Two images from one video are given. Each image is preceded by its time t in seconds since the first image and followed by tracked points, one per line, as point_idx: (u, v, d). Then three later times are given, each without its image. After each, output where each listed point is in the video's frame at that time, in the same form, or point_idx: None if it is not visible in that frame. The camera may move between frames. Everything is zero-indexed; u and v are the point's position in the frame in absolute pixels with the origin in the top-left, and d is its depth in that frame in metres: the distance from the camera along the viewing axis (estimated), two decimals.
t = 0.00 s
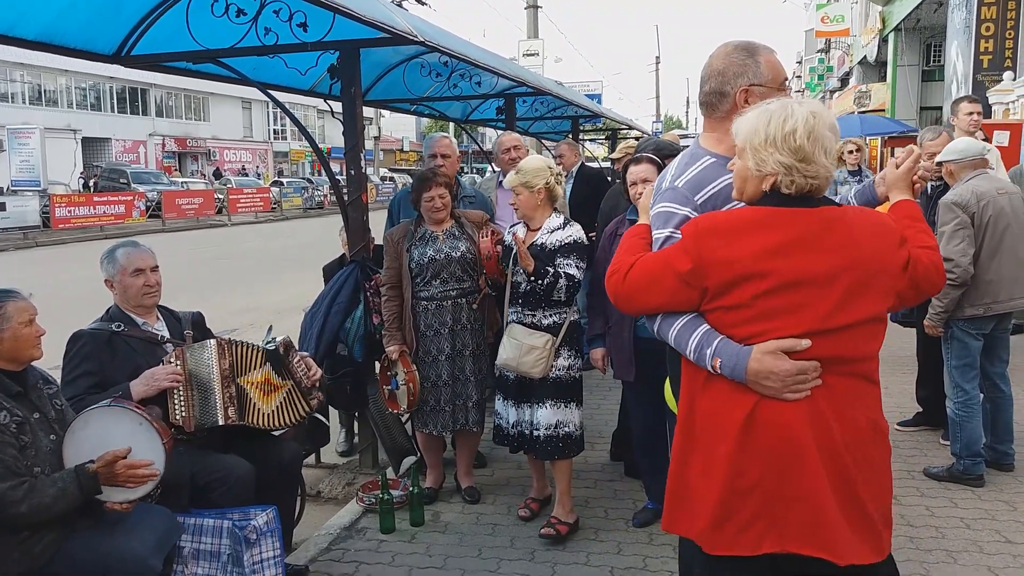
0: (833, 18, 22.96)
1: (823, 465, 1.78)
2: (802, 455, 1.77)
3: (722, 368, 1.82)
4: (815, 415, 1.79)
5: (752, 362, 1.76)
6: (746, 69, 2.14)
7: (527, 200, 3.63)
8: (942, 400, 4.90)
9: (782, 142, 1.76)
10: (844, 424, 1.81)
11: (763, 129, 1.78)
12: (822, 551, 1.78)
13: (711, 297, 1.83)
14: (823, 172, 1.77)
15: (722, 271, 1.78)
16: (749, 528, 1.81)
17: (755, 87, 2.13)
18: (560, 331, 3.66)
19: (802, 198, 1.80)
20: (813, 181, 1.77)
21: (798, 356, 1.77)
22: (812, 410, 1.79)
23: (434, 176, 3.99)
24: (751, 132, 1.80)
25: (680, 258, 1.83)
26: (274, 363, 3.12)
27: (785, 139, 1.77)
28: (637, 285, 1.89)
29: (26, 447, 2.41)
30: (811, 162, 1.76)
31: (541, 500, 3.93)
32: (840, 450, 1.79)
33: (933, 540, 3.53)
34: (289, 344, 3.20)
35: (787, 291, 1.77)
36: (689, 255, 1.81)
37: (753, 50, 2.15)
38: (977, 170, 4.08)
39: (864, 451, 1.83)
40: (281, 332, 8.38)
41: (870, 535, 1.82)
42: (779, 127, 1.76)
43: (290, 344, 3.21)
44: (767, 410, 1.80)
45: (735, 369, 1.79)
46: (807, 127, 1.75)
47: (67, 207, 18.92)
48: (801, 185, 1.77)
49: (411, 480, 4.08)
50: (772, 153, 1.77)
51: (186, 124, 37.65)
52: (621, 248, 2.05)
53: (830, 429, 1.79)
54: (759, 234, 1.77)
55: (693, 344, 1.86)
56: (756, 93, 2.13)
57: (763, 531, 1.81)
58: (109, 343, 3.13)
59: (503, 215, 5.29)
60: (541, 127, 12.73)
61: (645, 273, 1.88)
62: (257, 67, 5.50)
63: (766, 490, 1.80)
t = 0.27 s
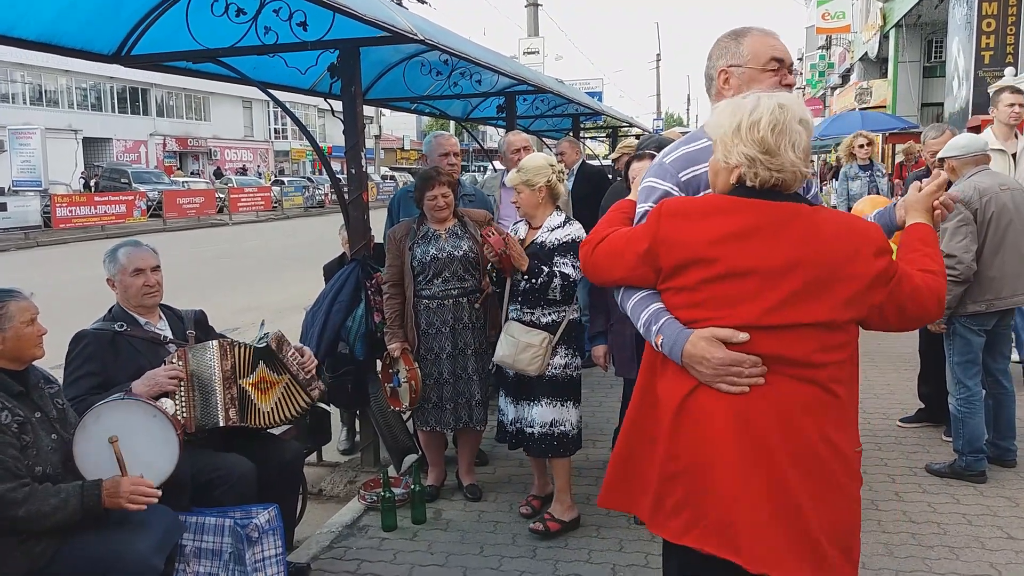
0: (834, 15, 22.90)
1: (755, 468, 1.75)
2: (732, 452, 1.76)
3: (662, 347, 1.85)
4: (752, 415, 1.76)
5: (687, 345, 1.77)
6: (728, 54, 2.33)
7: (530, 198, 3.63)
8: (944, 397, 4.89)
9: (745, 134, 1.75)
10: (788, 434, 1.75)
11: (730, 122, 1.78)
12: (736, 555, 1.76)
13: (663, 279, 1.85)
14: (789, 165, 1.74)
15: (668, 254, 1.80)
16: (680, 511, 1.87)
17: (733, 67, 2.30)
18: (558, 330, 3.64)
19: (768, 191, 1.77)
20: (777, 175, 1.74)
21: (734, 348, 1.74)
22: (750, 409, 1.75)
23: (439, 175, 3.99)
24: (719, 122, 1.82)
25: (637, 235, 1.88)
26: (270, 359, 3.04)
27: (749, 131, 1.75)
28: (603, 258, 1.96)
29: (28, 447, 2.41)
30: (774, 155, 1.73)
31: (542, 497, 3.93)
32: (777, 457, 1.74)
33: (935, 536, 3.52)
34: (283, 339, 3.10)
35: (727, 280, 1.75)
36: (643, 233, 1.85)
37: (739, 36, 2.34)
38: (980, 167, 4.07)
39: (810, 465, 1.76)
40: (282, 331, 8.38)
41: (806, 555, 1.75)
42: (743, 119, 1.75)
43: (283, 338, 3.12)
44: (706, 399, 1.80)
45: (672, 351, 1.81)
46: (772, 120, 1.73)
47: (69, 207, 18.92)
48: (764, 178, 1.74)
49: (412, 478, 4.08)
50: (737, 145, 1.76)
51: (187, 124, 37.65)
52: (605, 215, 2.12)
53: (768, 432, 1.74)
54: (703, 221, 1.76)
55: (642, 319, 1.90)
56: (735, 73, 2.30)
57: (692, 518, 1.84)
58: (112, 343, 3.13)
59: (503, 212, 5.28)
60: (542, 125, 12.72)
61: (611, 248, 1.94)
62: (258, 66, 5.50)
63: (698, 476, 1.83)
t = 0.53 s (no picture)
0: (836, 16, 22.88)
1: (702, 476, 1.74)
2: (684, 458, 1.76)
3: (630, 339, 1.88)
4: (705, 423, 1.75)
5: (650, 342, 1.80)
6: (735, 61, 2.35)
7: (534, 198, 3.63)
8: (946, 398, 4.88)
9: (725, 139, 1.75)
10: (739, 450, 1.73)
11: (714, 127, 1.79)
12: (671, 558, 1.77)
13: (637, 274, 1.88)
14: (767, 173, 1.73)
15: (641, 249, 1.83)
16: (635, 505, 1.89)
17: (738, 73, 2.33)
18: (555, 333, 3.65)
19: (746, 199, 1.76)
20: (755, 182, 1.73)
21: (693, 351, 1.75)
22: (705, 415, 1.75)
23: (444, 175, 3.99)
24: (706, 125, 1.83)
25: (620, 226, 1.91)
26: (269, 362, 3.06)
27: (730, 136, 1.76)
28: (591, 246, 2.00)
29: (30, 447, 2.41)
30: (752, 161, 1.72)
31: (544, 498, 3.92)
32: (725, 470, 1.73)
33: (937, 538, 3.52)
34: (283, 341, 3.14)
35: (693, 282, 1.75)
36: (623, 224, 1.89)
37: (746, 43, 2.35)
38: (983, 168, 4.07)
39: (759, 486, 1.73)
40: (283, 331, 8.38)
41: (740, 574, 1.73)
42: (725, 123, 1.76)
43: (284, 339, 3.17)
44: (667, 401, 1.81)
45: (638, 348, 1.83)
46: (752, 126, 1.73)
47: (70, 208, 18.93)
48: (742, 185, 1.74)
49: (414, 479, 4.08)
50: (718, 149, 1.77)
51: (189, 124, 37.68)
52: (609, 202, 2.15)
53: (721, 443, 1.73)
54: (676, 220, 1.78)
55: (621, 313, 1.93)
56: (739, 79, 2.32)
57: (643, 513, 1.88)
58: (115, 345, 3.13)
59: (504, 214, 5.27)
60: (543, 126, 12.73)
61: (599, 236, 1.98)
62: (260, 66, 5.50)
63: (653, 473, 1.86)
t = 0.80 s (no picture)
0: (839, 16, 22.84)
1: (696, 472, 1.74)
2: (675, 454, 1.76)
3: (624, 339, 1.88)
4: (698, 419, 1.75)
5: (640, 341, 1.81)
6: (736, 62, 2.38)
7: (543, 197, 3.62)
8: (950, 399, 4.87)
9: (706, 138, 1.78)
10: (733, 444, 1.72)
11: (696, 126, 1.83)
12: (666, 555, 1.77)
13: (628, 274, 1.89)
14: (747, 171, 1.75)
15: (630, 250, 1.84)
16: (630, 505, 1.89)
17: (738, 74, 2.36)
18: (554, 335, 3.63)
19: (728, 196, 1.79)
20: (735, 180, 1.76)
21: (682, 348, 1.75)
22: (696, 411, 1.75)
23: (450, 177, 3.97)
24: (692, 124, 1.87)
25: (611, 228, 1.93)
26: (269, 362, 3.04)
27: (711, 135, 1.79)
28: (586, 249, 2.02)
29: (33, 446, 2.41)
30: (732, 159, 1.75)
31: (547, 499, 3.92)
32: (718, 466, 1.72)
33: (941, 539, 3.51)
34: (284, 342, 3.11)
35: (682, 280, 1.76)
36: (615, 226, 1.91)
37: (747, 45, 2.38)
38: (987, 168, 4.06)
39: (754, 479, 1.72)
40: (286, 331, 8.38)
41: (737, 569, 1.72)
42: (705, 122, 1.79)
43: (286, 342, 3.12)
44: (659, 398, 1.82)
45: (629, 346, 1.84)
46: (731, 125, 1.75)
47: (74, 207, 18.96)
48: (723, 183, 1.77)
49: (417, 479, 4.08)
50: (699, 148, 1.81)
51: (192, 124, 37.74)
52: (610, 201, 2.15)
53: (712, 438, 1.73)
54: (668, 220, 1.80)
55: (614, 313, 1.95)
56: (739, 80, 2.35)
57: (637, 512, 1.87)
58: (119, 344, 3.13)
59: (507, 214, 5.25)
60: (546, 126, 12.73)
61: (593, 239, 2.00)
62: (263, 66, 5.51)
63: (647, 472, 1.86)
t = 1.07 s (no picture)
0: (844, 12, 22.74)
1: (720, 465, 1.77)
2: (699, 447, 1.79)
3: (642, 345, 1.92)
4: (718, 413, 1.78)
5: (656, 344, 1.84)
6: (730, 54, 2.44)
7: (549, 195, 3.62)
8: (955, 395, 4.86)
9: (701, 136, 1.81)
10: (755, 432, 1.75)
11: (692, 126, 1.85)
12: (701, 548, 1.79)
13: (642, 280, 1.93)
14: (742, 165, 1.76)
15: (642, 257, 1.88)
16: (655, 505, 1.91)
17: (732, 65, 2.41)
18: (560, 333, 3.61)
19: (727, 192, 1.80)
20: (732, 175, 1.77)
21: (699, 345, 1.79)
22: (716, 404, 1.78)
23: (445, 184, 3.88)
24: (689, 125, 1.89)
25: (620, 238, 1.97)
26: (271, 359, 3.05)
27: (706, 133, 1.81)
28: (599, 260, 2.06)
29: (39, 443, 2.42)
30: (727, 155, 1.76)
31: (551, 496, 3.92)
32: (743, 454, 1.75)
33: (946, 536, 3.50)
34: (286, 338, 3.13)
35: (695, 281, 1.79)
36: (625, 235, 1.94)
37: (739, 37, 2.44)
38: (992, 164, 4.05)
39: (780, 463, 1.75)
40: (291, 329, 8.40)
41: (779, 552, 1.75)
42: (700, 121, 1.81)
43: (287, 336, 3.15)
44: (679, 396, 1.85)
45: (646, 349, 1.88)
46: (724, 122, 1.77)
47: (79, 206, 19.01)
48: (720, 179, 1.78)
49: (421, 475, 4.09)
50: (696, 147, 1.83)
51: (196, 122, 37.80)
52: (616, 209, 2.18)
53: (734, 428, 1.76)
54: (671, 224, 1.83)
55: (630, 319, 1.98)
56: (733, 71, 2.41)
57: (662, 512, 1.89)
58: (125, 341, 3.15)
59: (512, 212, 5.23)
60: (550, 123, 12.72)
61: (605, 250, 2.03)
62: (267, 64, 5.51)
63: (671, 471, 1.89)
